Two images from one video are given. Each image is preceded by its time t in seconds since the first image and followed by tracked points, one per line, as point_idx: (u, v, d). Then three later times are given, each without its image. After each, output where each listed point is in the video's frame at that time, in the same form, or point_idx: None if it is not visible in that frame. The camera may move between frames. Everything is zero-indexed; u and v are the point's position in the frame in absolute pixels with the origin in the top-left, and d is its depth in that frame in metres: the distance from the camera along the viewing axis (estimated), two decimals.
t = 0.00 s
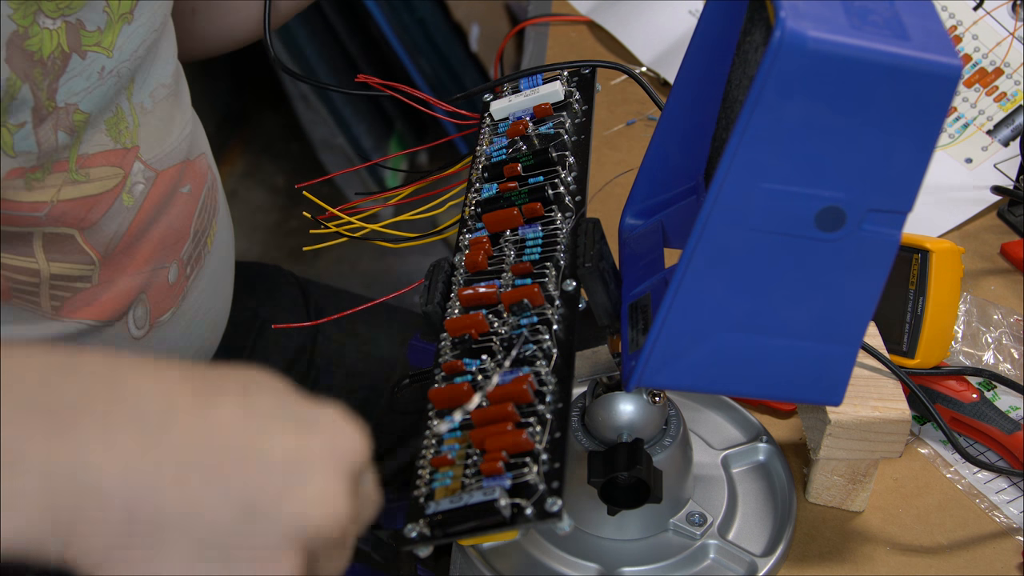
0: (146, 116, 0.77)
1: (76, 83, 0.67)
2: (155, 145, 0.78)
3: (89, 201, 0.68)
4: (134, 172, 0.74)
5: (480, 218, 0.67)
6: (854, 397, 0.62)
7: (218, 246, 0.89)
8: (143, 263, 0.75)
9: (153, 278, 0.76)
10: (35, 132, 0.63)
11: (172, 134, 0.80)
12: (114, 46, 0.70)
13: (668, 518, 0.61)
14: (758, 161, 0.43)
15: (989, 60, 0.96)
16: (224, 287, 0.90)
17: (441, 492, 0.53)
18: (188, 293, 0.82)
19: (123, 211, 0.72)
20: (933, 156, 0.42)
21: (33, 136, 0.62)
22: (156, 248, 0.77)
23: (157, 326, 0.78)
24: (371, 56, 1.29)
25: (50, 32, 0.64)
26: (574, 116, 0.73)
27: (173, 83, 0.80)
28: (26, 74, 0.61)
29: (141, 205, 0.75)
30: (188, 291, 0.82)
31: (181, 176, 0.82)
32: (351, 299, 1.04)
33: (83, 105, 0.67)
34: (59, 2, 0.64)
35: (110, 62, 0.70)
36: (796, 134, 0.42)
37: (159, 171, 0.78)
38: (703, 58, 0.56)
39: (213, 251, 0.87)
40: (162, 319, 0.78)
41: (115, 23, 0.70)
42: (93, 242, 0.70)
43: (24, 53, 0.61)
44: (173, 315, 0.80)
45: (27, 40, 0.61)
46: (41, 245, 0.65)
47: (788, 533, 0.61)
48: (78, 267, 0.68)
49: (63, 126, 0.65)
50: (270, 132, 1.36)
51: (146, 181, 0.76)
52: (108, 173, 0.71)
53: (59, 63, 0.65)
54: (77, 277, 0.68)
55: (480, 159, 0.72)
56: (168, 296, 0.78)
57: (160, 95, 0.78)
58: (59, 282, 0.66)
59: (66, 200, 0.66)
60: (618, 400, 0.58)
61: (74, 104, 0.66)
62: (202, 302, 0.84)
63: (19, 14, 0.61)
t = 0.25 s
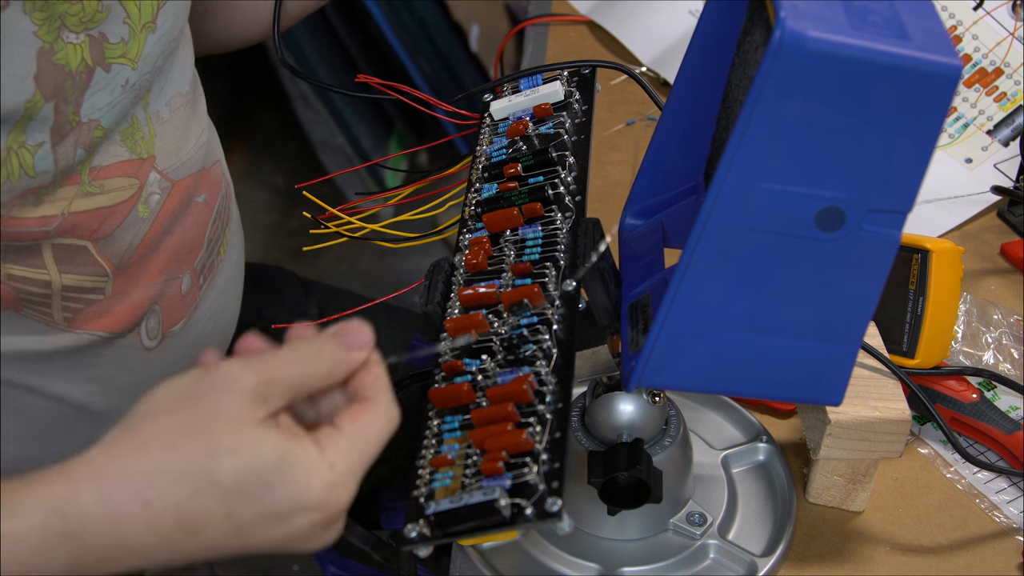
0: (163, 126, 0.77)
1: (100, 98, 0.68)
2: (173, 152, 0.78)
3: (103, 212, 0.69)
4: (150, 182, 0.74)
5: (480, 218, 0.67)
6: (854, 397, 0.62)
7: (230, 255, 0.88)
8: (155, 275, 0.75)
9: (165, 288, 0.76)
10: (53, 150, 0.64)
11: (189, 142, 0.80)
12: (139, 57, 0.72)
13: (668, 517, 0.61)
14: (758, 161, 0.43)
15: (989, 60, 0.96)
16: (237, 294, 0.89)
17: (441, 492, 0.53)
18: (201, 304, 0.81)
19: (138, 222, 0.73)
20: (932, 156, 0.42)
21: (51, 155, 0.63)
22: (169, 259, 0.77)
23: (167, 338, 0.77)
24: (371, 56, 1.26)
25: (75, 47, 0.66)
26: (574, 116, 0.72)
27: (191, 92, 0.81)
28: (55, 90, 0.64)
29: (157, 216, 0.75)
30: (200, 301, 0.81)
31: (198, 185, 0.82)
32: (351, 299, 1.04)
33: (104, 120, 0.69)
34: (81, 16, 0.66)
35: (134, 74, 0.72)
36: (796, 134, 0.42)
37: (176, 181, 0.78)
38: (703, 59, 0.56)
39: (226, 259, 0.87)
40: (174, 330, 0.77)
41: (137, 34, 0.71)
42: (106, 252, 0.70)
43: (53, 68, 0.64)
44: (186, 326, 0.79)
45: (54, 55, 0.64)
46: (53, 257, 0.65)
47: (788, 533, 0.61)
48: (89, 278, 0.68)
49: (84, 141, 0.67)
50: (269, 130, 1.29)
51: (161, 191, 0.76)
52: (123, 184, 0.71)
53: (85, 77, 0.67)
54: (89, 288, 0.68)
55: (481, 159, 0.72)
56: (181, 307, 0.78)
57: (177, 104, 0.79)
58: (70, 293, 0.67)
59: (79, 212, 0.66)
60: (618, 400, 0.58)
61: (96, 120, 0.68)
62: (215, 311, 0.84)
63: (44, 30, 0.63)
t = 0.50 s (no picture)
0: (166, 131, 0.76)
1: (110, 112, 0.68)
2: (178, 159, 0.77)
3: (107, 220, 0.70)
4: (154, 189, 0.75)
5: (480, 218, 0.67)
6: (854, 397, 0.62)
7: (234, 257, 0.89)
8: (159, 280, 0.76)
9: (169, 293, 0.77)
10: (60, 168, 0.64)
11: (193, 147, 0.79)
12: (148, 69, 0.72)
13: (667, 517, 0.61)
14: (758, 161, 0.43)
15: (989, 60, 0.96)
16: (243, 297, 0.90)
17: (441, 492, 0.53)
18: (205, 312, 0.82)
19: (142, 228, 0.74)
20: (932, 156, 0.42)
21: (60, 173, 0.63)
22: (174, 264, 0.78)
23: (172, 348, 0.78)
24: (371, 56, 1.27)
25: (86, 61, 0.66)
26: (574, 116, 0.72)
27: (194, 97, 0.81)
28: (66, 109, 0.63)
29: (162, 222, 0.76)
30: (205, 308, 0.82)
31: (202, 189, 0.81)
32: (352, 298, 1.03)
33: (112, 135, 0.69)
34: (90, 31, 0.66)
35: (142, 87, 0.72)
36: (796, 135, 0.42)
37: (180, 187, 0.78)
38: (703, 59, 0.56)
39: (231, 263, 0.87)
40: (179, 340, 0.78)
41: (146, 45, 0.71)
42: (111, 260, 0.71)
43: (66, 84, 0.64)
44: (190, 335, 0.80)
45: (66, 71, 0.64)
46: (58, 265, 0.66)
47: (788, 533, 0.61)
48: (93, 283, 0.70)
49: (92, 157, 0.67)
50: (270, 131, 1.29)
51: (165, 197, 0.76)
52: (127, 192, 0.72)
53: (97, 91, 0.67)
54: (96, 295, 0.71)
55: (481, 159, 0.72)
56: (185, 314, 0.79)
57: (180, 108, 0.78)
58: (77, 300, 0.69)
59: (82, 221, 0.67)
60: (618, 399, 0.58)
61: (105, 135, 0.68)
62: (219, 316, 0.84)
63: (55, 47, 0.63)
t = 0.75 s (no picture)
0: (166, 128, 0.76)
1: (112, 112, 0.68)
2: (179, 156, 0.77)
3: (109, 215, 0.70)
4: (154, 184, 0.74)
5: (480, 218, 0.67)
6: (854, 397, 0.62)
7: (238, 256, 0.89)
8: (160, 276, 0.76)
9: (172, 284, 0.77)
10: (71, 168, 0.65)
11: (193, 144, 0.79)
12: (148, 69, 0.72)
13: (668, 517, 0.61)
14: (758, 162, 0.43)
15: (989, 60, 0.96)
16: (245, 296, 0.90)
17: (441, 492, 0.53)
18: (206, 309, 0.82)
19: (143, 223, 0.73)
20: (932, 156, 0.42)
21: (70, 173, 0.65)
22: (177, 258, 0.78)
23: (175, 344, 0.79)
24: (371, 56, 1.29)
25: (87, 62, 0.66)
26: (574, 116, 0.73)
27: (193, 95, 0.80)
28: (69, 109, 0.64)
29: (162, 217, 0.75)
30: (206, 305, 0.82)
31: (203, 186, 0.81)
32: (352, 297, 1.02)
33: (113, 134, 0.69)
34: (93, 32, 0.66)
35: (142, 87, 0.72)
36: (796, 135, 0.42)
37: (180, 182, 0.77)
38: (703, 59, 0.56)
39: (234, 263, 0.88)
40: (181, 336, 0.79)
41: (146, 46, 0.71)
42: (115, 255, 0.72)
43: (66, 85, 0.64)
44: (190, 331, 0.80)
45: (67, 72, 0.64)
46: (60, 258, 0.67)
47: (788, 533, 0.61)
48: (96, 278, 0.70)
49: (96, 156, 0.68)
50: (269, 134, 1.27)
51: (166, 192, 0.75)
52: (127, 187, 0.71)
53: (97, 92, 0.67)
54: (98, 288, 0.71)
55: (481, 159, 0.72)
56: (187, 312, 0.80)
57: (180, 106, 0.78)
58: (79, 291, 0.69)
59: (84, 216, 0.68)
60: (618, 399, 0.58)
61: (108, 134, 0.68)
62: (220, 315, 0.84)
63: (57, 47, 0.63)
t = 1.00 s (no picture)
0: (169, 121, 0.76)
1: (113, 105, 0.69)
2: (181, 149, 0.77)
3: (109, 204, 0.70)
4: (155, 175, 0.74)
5: (480, 218, 0.67)
6: (854, 397, 0.62)
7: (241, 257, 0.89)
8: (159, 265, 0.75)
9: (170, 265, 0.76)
10: (70, 157, 0.65)
11: (195, 138, 0.78)
12: (150, 64, 0.72)
13: (668, 517, 0.61)
14: (758, 162, 0.43)
15: (989, 60, 0.96)
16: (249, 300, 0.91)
17: (441, 492, 0.53)
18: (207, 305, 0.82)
19: (143, 213, 0.73)
20: (932, 156, 0.42)
21: (69, 162, 0.65)
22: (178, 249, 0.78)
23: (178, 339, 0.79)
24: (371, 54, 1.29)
25: (88, 55, 0.67)
26: (574, 116, 0.73)
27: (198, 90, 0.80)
28: (69, 99, 0.65)
29: (163, 208, 0.75)
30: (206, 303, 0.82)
31: (206, 180, 0.81)
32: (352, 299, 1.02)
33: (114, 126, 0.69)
34: (95, 26, 0.67)
35: (145, 81, 0.72)
36: (796, 135, 0.42)
37: (182, 174, 0.77)
38: (703, 59, 0.56)
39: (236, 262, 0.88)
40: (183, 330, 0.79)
41: (147, 41, 0.72)
42: (115, 243, 0.71)
43: (66, 77, 0.65)
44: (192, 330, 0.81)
45: (68, 64, 0.65)
46: (58, 245, 0.67)
47: (789, 533, 0.61)
48: (94, 265, 0.70)
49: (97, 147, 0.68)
50: (269, 133, 1.33)
51: (167, 183, 0.75)
52: (127, 178, 0.71)
53: (98, 84, 0.68)
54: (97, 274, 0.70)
55: (480, 159, 0.72)
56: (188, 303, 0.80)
57: (184, 101, 0.78)
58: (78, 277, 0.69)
59: (83, 205, 0.68)
60: (618, 399, 0.58)
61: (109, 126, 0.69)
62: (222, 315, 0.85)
63: (59, 39, 0.65)
